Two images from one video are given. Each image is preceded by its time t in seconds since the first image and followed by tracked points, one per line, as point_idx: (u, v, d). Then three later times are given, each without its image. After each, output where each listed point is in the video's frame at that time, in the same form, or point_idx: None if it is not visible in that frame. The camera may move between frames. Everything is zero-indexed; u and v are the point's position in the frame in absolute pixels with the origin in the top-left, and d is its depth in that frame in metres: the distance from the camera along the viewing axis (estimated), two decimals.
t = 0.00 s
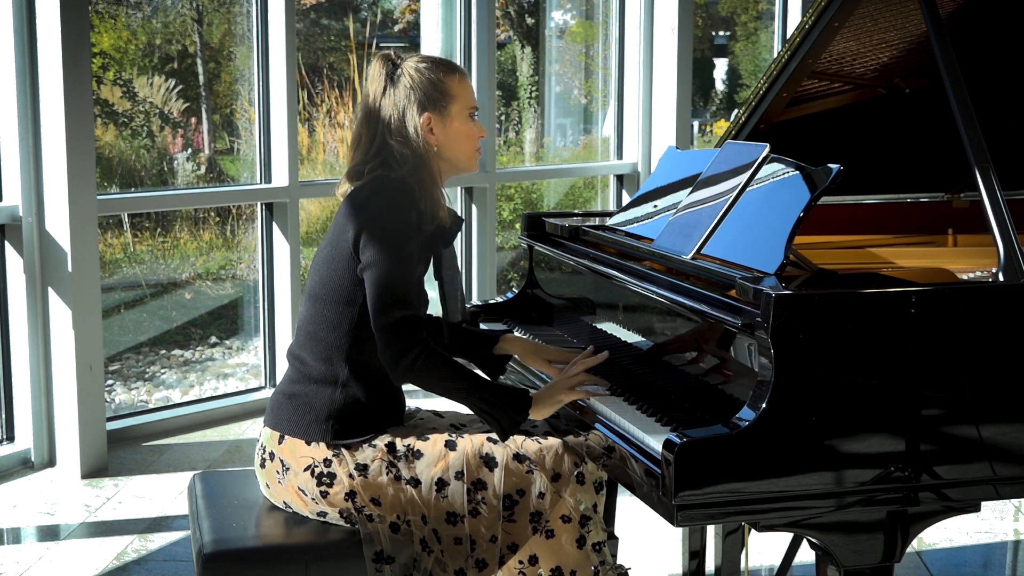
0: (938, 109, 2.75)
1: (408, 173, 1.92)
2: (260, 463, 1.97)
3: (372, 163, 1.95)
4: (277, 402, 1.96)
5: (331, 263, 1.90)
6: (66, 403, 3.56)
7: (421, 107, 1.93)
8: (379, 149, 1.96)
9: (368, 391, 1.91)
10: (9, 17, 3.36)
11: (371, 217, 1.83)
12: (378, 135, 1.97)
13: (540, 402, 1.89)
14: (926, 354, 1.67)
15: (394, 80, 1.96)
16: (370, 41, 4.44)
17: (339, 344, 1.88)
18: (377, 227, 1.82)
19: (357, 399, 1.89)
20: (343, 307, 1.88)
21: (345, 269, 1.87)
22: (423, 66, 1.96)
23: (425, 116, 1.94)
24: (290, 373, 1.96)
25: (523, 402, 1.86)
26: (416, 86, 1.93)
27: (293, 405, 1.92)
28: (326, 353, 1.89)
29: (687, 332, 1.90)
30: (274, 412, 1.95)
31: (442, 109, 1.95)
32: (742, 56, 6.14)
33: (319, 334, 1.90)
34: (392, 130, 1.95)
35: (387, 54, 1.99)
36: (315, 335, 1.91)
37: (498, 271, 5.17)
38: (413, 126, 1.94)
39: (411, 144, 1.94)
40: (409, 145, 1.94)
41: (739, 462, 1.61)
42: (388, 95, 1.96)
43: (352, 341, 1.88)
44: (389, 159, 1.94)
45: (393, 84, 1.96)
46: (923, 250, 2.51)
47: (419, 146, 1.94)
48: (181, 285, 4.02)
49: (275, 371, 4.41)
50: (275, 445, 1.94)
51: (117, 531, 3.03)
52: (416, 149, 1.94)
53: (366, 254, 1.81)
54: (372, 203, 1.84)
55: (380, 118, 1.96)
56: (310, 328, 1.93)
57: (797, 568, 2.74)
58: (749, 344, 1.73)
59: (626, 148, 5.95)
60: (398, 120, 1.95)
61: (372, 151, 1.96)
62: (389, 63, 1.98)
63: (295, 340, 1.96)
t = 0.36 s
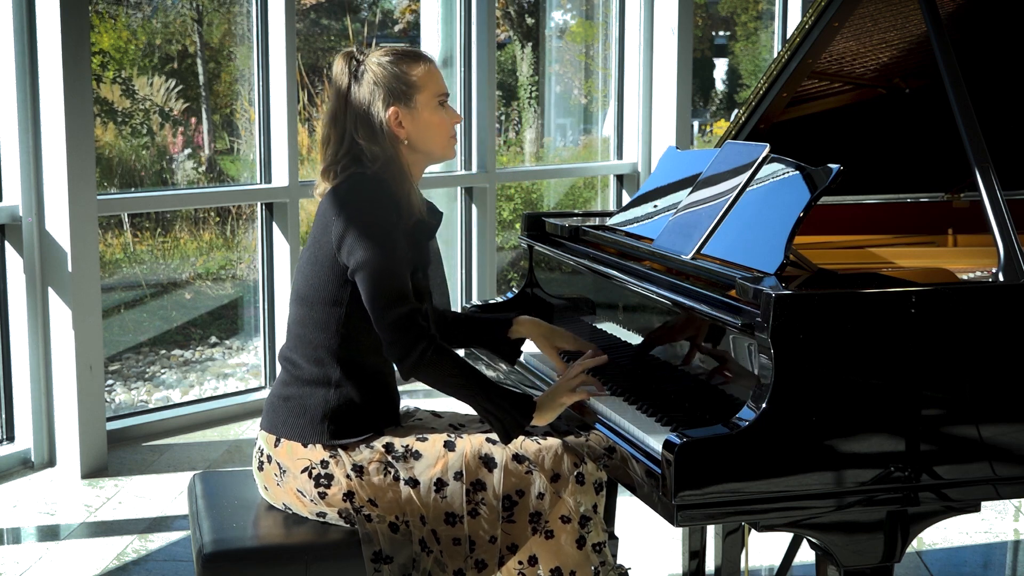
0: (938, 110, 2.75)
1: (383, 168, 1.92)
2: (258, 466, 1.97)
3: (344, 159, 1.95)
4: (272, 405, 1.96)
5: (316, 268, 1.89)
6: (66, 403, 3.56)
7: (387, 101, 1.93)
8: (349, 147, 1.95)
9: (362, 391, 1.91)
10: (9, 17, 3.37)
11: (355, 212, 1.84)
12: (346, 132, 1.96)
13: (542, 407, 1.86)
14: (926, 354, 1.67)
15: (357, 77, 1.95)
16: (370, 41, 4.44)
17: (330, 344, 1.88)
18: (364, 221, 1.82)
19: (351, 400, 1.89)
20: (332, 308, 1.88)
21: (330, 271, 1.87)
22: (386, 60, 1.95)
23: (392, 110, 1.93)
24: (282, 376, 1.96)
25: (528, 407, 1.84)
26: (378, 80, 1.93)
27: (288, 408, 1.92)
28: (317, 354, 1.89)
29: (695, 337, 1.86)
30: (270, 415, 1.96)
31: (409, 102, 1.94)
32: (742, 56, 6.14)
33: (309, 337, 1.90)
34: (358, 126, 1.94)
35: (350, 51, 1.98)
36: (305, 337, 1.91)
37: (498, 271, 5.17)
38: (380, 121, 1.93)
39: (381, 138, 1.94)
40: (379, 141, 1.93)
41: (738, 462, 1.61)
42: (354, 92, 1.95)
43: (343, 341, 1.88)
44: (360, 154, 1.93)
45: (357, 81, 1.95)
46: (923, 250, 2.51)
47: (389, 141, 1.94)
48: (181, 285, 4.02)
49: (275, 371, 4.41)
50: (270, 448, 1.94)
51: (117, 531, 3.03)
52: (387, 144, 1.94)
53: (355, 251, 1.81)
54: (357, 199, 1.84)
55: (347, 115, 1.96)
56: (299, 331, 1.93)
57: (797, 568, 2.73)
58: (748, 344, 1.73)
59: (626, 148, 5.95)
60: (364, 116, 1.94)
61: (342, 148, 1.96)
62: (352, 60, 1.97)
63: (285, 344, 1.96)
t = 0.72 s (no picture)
0: (938, 109, 2.75)
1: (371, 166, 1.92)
2: (257, 468, 1.98)
3: (330, 158, 1.95)
4: (269, 407, 1.96)
5: (307, 270, 1.90)
6: (66, 404, 3.56)
7: (372, 98, 1.92)
8: (335, 143, 1.95)
9: (358, 391, 1.91)
10: (9, 17, 3.37)
11: (346, 211, 1.84)
12: (332, 128, 1.96)
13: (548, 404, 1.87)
14: (925, 354, 1.67)
15: (343, 74, 1.94)
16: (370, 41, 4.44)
17: (324, 345, 1.88)
18: (356, 217, 1.84)
19: (347, 399, 1.89)
20: (324, 309, 1.88)
21: (322, 272, 1.87)
22: (372, 56, 1.94)
23: (377, 107, 1.93)
24: (278, 378, 1.96)
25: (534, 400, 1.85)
26: (364, 77, 1.92)
27: (284, 409, 1.93)
28: (311, 355, 1.89)
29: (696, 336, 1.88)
30: (267, 417, 1.96)
31: (394, 99, 1.93)
32: (742, 56, 6.14)
33: (303, 338, 1.90)
34: (344, 123, 1.94)
35: (336, 48, 1.98)
36: (299, 339, 1.91)
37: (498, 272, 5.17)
38: (366, 117, 1.93)
39: (367, 135, 1.94)
40: (364, 138, 1.93)
41: (738, 462, 1.61)
42: (340, 89, 1.95)
43: (337, 340, 1.88)
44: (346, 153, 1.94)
45: (343, 77, 1.94)
46: (923, 250, 2.51)
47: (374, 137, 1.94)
48: (181, 285, 4.02)
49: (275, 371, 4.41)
50: (269, 449, 1.94)
51: (117, 531, 3.03)
52: (372, 141, 1.93)
53: (349, 245, 1.82)
54: (348, 196, 1.85)
55: (333, 111, 1.95)
56: (292, 334, 1.93)
57: (797, 568, 2.74)
58: (747, 343, 1.73)
59: (626, 149, 5.95)
60: (349, 112, 1.94)
61: (328, 146, 1.96)
62: (338, 56, 1.97)
63: (279, 346, 1.96)
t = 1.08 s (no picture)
0: (938, 109, 2.75)
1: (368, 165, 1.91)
2: (257, 469, 1.98)
3: (325, 155, 1.94)
4: (267, 407, 1.96)
5: (304, 269, 1.90)
6: (66, 404, 3.56)
7: (370, 95, 1.92)
8: (331, 139, 1.94)
9: (356, 390, 1.91)
10: (9, 17, 3.37)
11: (344, 208, 1.84)
12: (328, 124, 1.95)
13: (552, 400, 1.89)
14: (925, 354, 1.67)
15: (342, 70, 1.94)
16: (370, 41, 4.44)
17: (323, 344, 1.88)
18: (354, 213, 1.84)
19: (346, 399, 1.90)
20: (322, 307, 1.88)
21: (320, 270, 1.87)
22: (371, 53, 1.94)
23: (375, 104, 1.92)
24: (276, 379, 1.96)
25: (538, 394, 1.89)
26: (363, 73, 1.92)
27: (283, 409, 1.92)
28: (310, 355, 1.89)
29: (696, 336, 1.88)
30: (266, 418, 1.96)
31: (392, 97, 1.93)
32: (742, 56, 6.14)
33: (301, 338, 1.90)
34: (341, 118, 1.94)
35: (334, 43, 1.97)
36: (296, 339, 1.91)
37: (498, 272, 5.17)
38: (363, 114, 1.93)
39: (362, 132, 1.93)
40: (360, 135, 1.93)
41: (738, 462, 1.61)
42: (337, 84, 1.94)
43: (336, 339, 1.88)
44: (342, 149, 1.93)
45: (341, 72, 1.94)
46: (923, 250, 2.51)
47: (371, 134, 1.93)
48: (181, 285, 4.01)
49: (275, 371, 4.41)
50: (269, 449, 1.94)
51: (117, 531, 3.03)
52: (368, 138, 1.93)
53: (349, 237, 1.82)
54: (344, 191, 1.86)
55: (329, 107, 1.95)
56: (290, 333, 1.92)
57: (797, 568, 2.73)
58: (747, 344, 1.73)
59: (626, 148, 5.95)
60: (347, 108, 1.93)
61: (322, 142, 1.95)
62: (337, 51, 1.96)
63: (277, 346, 1.96)
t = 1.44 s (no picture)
0: (938, 109, 2.75)
1: (364, 164, 1.91)
2: (257, 469, 1.98)
3: (322, 154, 1.95)
4: (268, 407, 1.96)
5: (304, 269, 1.89)
6: (66, 404, 3.56)
7: (364, 93, 1.93)
8: (327, 138, 1.95)
9: (357, 390, 1.91)
10: (9, 17, 3.37)
11: (344, 208, 1.84)
12: (324, 122, 1.96)
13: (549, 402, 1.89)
14: (925, 354, 1.67)
15: (339, 69, 1.95)
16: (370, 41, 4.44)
17: (324, 343, 1.88)
18: (355, 212, 1.84)
19: (346, 399, 1.90)
20: (323, 306, 1.88)
21: (321, 271, 1.87)
22: (368, 53, 1.94)
23: (368, 102, 1.93)
24: (276, 378, 1.96)
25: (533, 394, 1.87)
26: (359, 72, 1.92)
27: (283, 409, 1.92)
28: (311, 354, 1.89)
29: (696, 336, 1.88)
30: (267, 418, 1.96)
31: (386, 95, 1.94)
32: (742, 56, 6.14)
33: (302, 338, 1.90)
34: (336, 117, 1.94)
35: (334, 43, 1.98)
36: (297, 339, 1.91)
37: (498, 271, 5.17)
38: (357, 112, 1.93)
39: (358, 131, 1.93)
40: (354, 132, 1.93)
41: (738, 462, 1.61)
42: (334, 84, 1.95)
43: (337, 338, 1.89)
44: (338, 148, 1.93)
45: (338, 72, 1.95)
46: (923, 250, 2.51)
47: (365, 132, 1.94)
48: (181, 285, 4.01)
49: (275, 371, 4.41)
50: (269, 449, 1.94)
51: (117, 531, 3.03)
52: (362, 136, 1.93)
53: (349, 238, 1.82)
54: (344, 190, 1.86)
55: (326, 106, 1.96)
56: (291, 334, 1.92)
57: (797, 568, 2.74)
58: (747, 344, 1.73)
59: (626, 148, 5.95)
60: (342, 106, 1.94)
61: (319, 142, 1.95)
62: (335, 52, 1.97)
63: (278, 346, 1.96)
